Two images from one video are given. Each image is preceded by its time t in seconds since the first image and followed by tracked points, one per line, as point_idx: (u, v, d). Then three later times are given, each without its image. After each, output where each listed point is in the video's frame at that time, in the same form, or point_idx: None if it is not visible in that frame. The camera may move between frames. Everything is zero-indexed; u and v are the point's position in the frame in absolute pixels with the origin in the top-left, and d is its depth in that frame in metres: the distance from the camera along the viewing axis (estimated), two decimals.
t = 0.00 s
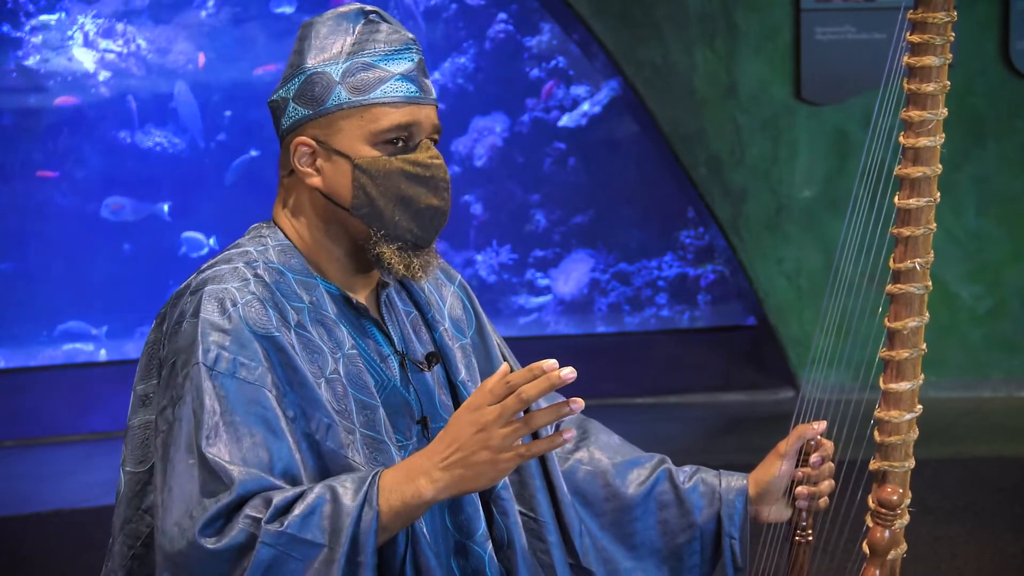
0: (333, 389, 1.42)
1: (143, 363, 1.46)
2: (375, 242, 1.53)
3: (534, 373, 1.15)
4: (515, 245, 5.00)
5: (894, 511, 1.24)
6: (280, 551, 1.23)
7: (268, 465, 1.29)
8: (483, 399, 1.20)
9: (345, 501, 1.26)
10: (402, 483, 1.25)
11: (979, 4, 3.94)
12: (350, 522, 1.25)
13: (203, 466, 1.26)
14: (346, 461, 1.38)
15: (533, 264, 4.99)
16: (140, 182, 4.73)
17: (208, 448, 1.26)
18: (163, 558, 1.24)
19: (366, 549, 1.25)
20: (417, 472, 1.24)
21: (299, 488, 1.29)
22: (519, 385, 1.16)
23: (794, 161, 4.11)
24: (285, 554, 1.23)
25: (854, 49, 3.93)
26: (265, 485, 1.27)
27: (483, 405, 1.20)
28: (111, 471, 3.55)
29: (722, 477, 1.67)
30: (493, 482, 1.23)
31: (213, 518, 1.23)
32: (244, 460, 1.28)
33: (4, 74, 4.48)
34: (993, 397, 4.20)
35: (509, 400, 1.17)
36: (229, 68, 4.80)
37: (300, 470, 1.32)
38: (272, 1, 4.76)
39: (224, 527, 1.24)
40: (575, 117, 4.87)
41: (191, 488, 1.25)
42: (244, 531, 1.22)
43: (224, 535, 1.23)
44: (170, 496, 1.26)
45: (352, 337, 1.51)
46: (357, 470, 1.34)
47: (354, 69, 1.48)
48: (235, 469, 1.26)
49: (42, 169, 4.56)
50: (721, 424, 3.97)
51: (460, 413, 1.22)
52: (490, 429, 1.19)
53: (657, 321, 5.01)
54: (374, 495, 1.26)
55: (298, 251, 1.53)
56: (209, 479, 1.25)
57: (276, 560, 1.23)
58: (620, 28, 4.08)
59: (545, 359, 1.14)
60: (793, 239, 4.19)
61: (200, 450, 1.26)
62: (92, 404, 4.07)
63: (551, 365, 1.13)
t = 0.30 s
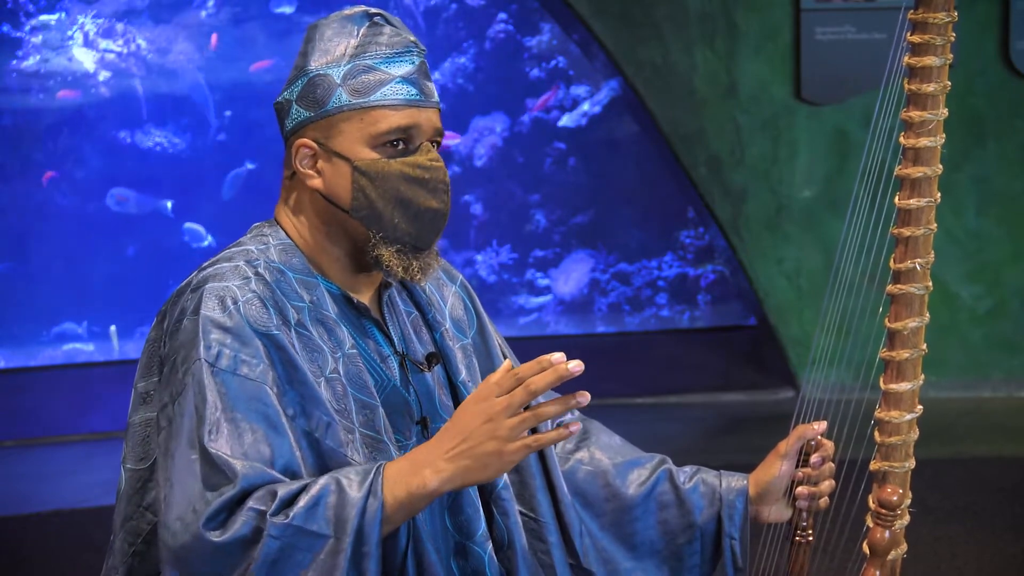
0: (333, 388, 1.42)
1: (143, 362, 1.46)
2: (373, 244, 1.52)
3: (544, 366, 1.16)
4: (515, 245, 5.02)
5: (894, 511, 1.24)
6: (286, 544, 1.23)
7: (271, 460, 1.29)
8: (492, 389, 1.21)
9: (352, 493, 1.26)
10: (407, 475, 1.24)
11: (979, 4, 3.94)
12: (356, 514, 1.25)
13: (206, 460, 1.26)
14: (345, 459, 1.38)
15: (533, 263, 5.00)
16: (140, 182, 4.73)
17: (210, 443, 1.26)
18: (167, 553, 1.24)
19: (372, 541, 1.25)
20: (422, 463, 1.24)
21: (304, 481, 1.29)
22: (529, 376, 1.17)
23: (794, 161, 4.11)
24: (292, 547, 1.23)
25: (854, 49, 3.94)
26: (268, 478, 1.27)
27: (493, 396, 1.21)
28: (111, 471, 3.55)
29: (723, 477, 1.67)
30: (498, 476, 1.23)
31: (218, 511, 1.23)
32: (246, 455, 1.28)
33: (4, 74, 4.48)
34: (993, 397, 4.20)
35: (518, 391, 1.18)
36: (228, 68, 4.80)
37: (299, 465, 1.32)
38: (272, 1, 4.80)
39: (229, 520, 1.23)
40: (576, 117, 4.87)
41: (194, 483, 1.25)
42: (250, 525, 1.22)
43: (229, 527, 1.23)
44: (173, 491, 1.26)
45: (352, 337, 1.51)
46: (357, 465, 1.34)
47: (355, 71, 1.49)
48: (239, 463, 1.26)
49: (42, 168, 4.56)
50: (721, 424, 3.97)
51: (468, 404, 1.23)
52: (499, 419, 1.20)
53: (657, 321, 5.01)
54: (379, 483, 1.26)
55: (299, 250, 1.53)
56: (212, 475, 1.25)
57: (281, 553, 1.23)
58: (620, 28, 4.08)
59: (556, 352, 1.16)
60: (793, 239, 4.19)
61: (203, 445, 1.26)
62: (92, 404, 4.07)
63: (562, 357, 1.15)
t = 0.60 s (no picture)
0: (340, 393, 1.42)
1: (147, 362, 1.45)
2: (393, 242, 1.51)
3: (534, 365, 1.09)
4: (516, 245, 5.20)
5: (894, 511, 1.24)
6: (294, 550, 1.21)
7: (280, 465, 1.28)
8: (487, 393, 1.14)
9: (358, 500, 1.23)
10: (414, 480, 1.22)
11: (979, 4, 3.94)
12: (363, 521, 1.22)
13: (215, 466, 1.25)
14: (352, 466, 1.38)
15: (534, 264, 5.13)
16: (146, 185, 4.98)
17: (220, 449, 1.25)
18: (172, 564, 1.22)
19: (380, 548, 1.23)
20: (427, 469, 1.21)
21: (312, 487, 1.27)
22: (523, 376, 1.10)
23: (794, 161, 4.11)
24: (299, 555, 1.22)
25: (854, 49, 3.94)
26: (274, 484, 1.26)
27: (488, 399, 1.14)
28: (111, 471, 3.55)
29: (722, 478, 1.67)
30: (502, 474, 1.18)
31: (225, 517, 1.22)
32: (255, 460, 1.27)
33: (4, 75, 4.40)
34: (993, 397, 4.20)
35: (515, 392, 1.12)
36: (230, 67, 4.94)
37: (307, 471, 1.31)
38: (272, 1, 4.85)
39: (238, 526, 1.22)
40: (576, 117, 4.92)
41: (203, 488, 1.24)
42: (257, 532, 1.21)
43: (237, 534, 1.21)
44: (179, 497, 1.24)
45: (358, 342, 1.50)
46: (364, 469, 1.34)
47: (358, 73, 1.48)
48: (246, 471, 1.24)
49: (45, 169, 4.66)
50: (721, 424, 3.97)
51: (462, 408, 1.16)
52: (498, 422, 1.14)
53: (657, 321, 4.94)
54: (385, 493, 1.23)
55: (308, 256, 1.52)
56: (221, 480, 1.24)
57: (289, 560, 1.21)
58: (620, 28, 4.08)
59: (549, 347, 1.08)
60: (793, 239, 4.19)
61: (212, 451, 1.25)
62: (92, 405, 4.06)
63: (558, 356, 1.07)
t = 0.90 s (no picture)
0: (345, 407, 1.40)
1: (153, 366, 1.43)
2: (403, 260, 1.49)
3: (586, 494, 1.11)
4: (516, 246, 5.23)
5: (891, 510, 1.24)
6: None
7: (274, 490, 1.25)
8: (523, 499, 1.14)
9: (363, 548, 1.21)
10: (419, 549, 1.19)
11: (978, 4, 3.94)
12: (366, 569, 1.19)
13: (214, 484, 1.22)
14: (357, 480, 1.35)
15: (534, 264, 5.17)
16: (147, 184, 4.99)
17: (222, 468, 1.22)
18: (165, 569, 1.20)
19: None
20: (435, 542, 1.18)
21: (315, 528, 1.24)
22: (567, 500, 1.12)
23: (794, 161, 4.11)
24: None
25: (854, 49, 3.94)
26: (274, 518, 1.22)
27: (523, 506, 1.14)
28: (111, 471, 3.55)
29: (719, 479, 1.67)
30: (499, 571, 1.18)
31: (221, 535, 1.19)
32: (254, 485, 1.24)
33: (5, 75, 4.40)
34: (993, 397, 4.20)
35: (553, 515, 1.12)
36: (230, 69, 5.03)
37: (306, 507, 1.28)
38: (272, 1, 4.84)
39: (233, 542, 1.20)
40: (575, 117, 4.95)
41: (201, 506, 1.21)
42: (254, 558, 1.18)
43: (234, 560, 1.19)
44: (176, 511, 1.22)
45: (366, 352, 1.48)
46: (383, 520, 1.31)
47: (384, 86, 1.44)
48: (244, 487, 1.22)
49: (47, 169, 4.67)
50: (721, 424, 3.97)
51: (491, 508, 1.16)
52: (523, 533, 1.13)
53: (656, 321, 4.95)
54: (387, 552, 1.20)
55: (317, 263, 1.48)
56: (221, 500, 1.21)
57: None
58: (620, 28, 4.07)
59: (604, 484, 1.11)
60: (793, 239, 4.19)
61: (213, 469, 1.22)
62: (91, 405, 4.06)
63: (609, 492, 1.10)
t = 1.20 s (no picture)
0: (344, 411, 1.40)
1: (151, 376, 1.41)
2: (392, 267, 1.49)
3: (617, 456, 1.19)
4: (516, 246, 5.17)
5: (897, 511, 1.24)
6: None
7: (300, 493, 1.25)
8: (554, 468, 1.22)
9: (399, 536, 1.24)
10: (455, 530, 1.24)
11: (978, 4, 3.93)
12: (408, 556, 1.23)
13: (234, 489, 1.22)
14: (360, 484, 1.37)
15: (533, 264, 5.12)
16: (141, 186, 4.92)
17: (242, 476, 1.22)
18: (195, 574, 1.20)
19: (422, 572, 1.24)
20: (473, 521, 1.23)
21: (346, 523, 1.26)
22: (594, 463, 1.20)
23: (794, 161, 4.11)
24: None
25: (854, 49, 3.94)
26: (303, 519, 1.23)
27: (555, 473, 1.22)
28: (111, 471, 3.54)
29: (724, 478, 1.67)
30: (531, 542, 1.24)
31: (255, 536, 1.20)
32: (275, 486, 1.24)
33: (4, 74, 4.47)
34: (993, 397, 4.20)
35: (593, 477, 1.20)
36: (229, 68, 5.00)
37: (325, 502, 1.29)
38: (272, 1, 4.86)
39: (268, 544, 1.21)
40: (575, 117, 4.93)
41: (229, 515, 1.21)
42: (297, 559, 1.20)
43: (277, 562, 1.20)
44: (202, 516, 1.21)
45: (362, 356, 1.48)
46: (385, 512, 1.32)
47: (359, 91, 1.42)
48: (262, 485, 1.23)
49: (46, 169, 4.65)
50: (721, 424, 3.97)
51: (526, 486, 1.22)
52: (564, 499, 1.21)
53: (657, 321, 5.00)
54: (425, 539, 1.24)
55: (310, 267, 1.48)
56: (245, 507, 1.21)
57: None
58: (619, 28, 4.07)
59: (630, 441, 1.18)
60: (793, 240, 4.19)
61: (234, 474, 1.22)
62: (91, 405, 4.06)
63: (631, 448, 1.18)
